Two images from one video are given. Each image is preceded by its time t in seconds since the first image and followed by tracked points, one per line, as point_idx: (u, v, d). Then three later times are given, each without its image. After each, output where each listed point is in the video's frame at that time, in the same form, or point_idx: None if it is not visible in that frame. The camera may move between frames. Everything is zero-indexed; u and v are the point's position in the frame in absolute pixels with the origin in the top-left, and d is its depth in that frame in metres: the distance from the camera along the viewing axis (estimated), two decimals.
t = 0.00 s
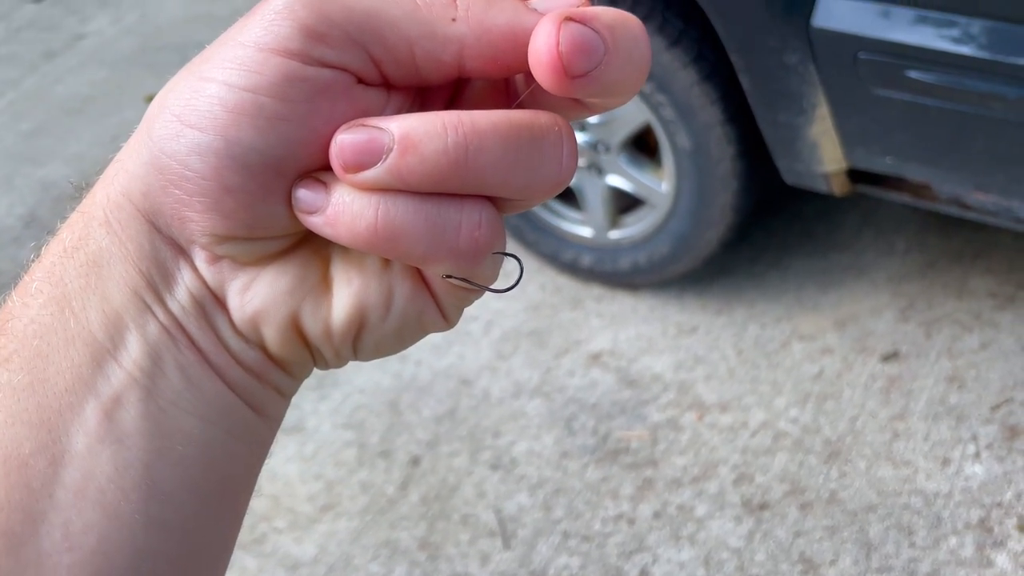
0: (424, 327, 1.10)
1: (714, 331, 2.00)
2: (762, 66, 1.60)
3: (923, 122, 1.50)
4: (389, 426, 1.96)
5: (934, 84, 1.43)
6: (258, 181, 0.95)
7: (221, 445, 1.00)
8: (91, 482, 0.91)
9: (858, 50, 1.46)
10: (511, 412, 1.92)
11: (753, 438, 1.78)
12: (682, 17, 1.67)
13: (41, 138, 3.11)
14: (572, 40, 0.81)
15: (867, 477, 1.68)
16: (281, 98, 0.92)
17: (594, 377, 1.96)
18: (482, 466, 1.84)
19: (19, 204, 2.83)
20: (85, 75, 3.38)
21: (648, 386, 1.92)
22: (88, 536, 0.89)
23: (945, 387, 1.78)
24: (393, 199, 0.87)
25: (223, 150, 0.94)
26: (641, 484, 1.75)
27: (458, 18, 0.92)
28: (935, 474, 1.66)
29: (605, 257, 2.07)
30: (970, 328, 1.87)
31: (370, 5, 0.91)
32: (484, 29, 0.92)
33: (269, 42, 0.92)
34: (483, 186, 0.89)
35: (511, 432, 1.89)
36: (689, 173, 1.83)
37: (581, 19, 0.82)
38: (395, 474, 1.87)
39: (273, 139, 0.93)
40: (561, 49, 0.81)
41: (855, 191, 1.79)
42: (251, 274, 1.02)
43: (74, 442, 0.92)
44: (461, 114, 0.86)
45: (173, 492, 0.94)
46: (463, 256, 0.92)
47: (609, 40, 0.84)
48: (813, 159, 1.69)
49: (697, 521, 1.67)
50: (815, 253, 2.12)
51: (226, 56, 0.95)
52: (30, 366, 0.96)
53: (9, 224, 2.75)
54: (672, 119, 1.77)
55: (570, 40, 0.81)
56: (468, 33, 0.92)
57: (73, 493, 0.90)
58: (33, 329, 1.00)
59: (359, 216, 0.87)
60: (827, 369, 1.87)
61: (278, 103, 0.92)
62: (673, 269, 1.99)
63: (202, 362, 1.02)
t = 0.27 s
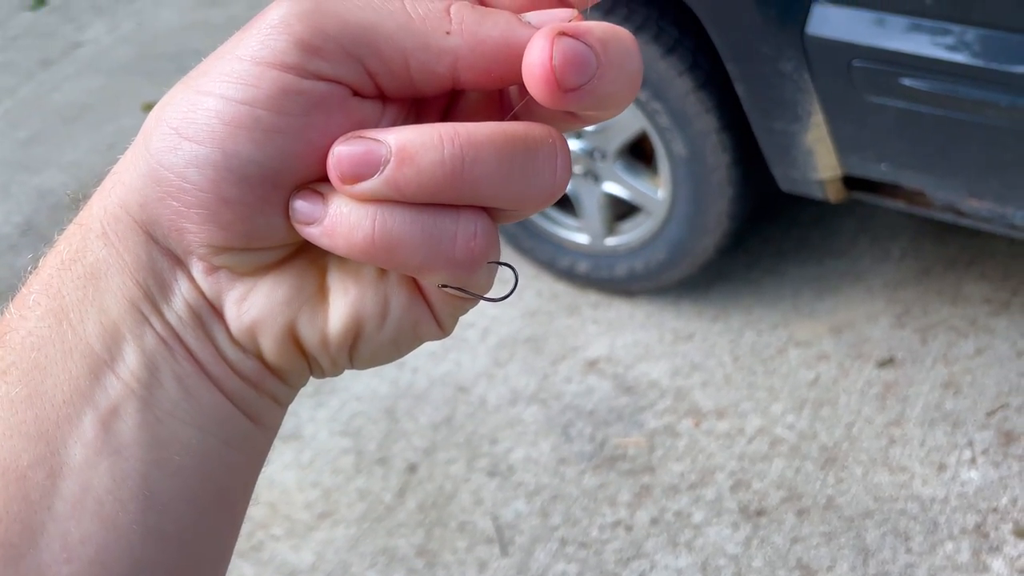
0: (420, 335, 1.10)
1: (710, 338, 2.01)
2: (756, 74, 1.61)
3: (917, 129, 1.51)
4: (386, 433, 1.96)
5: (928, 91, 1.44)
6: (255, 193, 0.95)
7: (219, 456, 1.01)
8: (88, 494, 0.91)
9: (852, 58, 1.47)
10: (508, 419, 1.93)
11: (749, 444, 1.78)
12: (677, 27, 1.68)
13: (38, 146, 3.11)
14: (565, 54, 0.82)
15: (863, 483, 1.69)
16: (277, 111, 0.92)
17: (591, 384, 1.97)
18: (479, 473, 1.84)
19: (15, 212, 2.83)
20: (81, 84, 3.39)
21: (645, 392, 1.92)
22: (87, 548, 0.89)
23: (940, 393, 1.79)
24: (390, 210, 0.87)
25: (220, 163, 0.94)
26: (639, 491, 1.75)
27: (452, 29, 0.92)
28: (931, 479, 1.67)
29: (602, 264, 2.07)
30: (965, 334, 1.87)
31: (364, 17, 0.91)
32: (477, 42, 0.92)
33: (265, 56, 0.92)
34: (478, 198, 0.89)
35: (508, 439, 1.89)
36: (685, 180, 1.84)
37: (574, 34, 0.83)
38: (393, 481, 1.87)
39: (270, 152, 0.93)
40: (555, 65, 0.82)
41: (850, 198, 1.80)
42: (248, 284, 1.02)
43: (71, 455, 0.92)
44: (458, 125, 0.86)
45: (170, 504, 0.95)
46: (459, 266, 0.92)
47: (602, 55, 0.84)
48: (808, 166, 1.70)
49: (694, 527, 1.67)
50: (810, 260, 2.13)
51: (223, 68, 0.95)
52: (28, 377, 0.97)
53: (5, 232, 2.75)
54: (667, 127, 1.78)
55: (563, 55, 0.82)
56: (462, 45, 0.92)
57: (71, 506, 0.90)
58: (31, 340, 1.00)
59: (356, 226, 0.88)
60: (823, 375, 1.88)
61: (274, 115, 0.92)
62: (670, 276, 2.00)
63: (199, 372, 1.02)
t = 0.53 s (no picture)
0: (407, 338, 1.09)
1: (708, 342, 2.00)
2: (754, 78, 1.61)
3: (916, 133, 1.50)
4: (384, 439, 1.95)
5: (926, 95, 1.44)
6: (232, 191, 0.94)
7: (196, 467, 1.00)
8: (60, 511, 0.90)
9: (850, 61, 1.47)
10: (507, 424, 1.92)
11: (748, 449, 1.78)
12: (675, 29, 1.68)
13: (34, 152, 3.11)
14: (551, 43, 0.81)
15: (863, 487, 1.68)
16: (255, 106, 0.91)
17: (589, 388, 1.96)
18: (477, 478, 1.83)
19: (11, 218, 2.82)
20: (77, 89, 3.38)
21: (643, 397, 1.92)
22: (58, 565, 0.88)
23: (940, 396, 1.79)
24: (375, 206, 0.87)
25: (196, 160, 0.94)
26: (638, 496, 1.74)
27: (436, 21, 0.91)
28: (931, 483, 1.66)
29: (600, 268, 2.07)
30: (964, 337, 1.87)
31: (344, 10, 0.90)
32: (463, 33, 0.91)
33: (240, 50, 0.91)
34: (464, 193, 0.89)
35: (506, 445, 1.88)
36: (683, 184, 1.84)
37: (561, 22, 0.82)
38: (390, 487, 1.86)
39: (247, 148, 0.93)
40: (542, 52, 0.81)
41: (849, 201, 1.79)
42: (228, 288, 1.02)
43: (42, 471, 0.91)
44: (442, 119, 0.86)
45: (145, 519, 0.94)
46: (445, 262, 0.92)
47: (591, 44, 0.84)
48: (805, 170, 1.70)
49: (693, 532, 1.67)
50: (808, 263, 2.13)
51: (199, 64, 0.94)
52: None
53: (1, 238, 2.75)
54: (664, 130, 1.78)
55: (551, 42, 0.81)
56: (447, 36, 0.91)
57: (42, 523, 0.89)
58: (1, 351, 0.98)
59: (340, 222, 0.87)
60: (822, 379, 1.87)
61: (251, 111, 0.92)
62: (668, 280, 2.00)
63: (176, 381, 1.02)
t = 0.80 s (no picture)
0: (419, 344, 1.12)
1: (707, 344, 2.00)
2: (751, 80, 1.61)
3: (913, 135, 1.51)
4: (383, 442, 1.95)
5: (923, 97, 1.44)
6: (251, 196, 0.95)
7: (211, 477, 1.00)
8: (74, 524, 0.90)
9: (847, 64, 1.47)
10: (506, 428, 1.92)
11: (748, 451, 1.78)
12: (672, 33, 1.69)
13: (33, 156, 3.11)
14: (570, 53, 0.82)
15: (862, 489, 1.68)
16: (276, 113, 0.92)
17: (588, 391, 1.96)
18: (477, 482, 1.83)
19: (10, 222, 2.82)
20: (76, 94, 3.38)
21: (642, 399, 1.92)
22: None
23: (938, 398, 1.79)
24: (404, 213, 0.86)
25: (217, 167, 0.94)
26: (637, 498, 1.74)
27: (450, 28, 0.92)
28: (930, 485, 1.66)
29: (599, 271, 2.07)
30: (962, 339, 1.87)
31: (362, 17, 0.90)
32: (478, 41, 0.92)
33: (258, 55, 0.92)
34: (486, 202, 0.89)
35: (506, 447, 1.88)
36: (681, 187, 1.84)
37: (577, 34, 0.83)
38: (390, 491, 1.86)
39: (268, 153, 0.93)
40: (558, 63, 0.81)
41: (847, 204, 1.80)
42: (245, 296, 1.02)
43: (54, 484, 0.91)
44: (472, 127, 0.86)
45: (159, 530, 0.94)
46: (471, 270, 0.92)
47: (604, 53, 0.85)
48: (804, 172, 1.70)
49: (693, 534, 1.67)
50: (807, 266, 2.13)
51: (217, 70, 0.95)
52: (9, 403, 0.95)
53: None
54: (663, 133, 1.78)
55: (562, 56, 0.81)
56: (462, 43, 0.91)
57: (54, 538, 0.89)
58: (13, 362, 0.98)
59: (368, 228, 0.86)
60: (821, 381, 1.87)
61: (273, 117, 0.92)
62: (667, 283, 2.00)
63: (190, 391, 1.02)
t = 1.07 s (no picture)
0: (445, 307, 1.24)
1: (703, 347, 2.00)
2: (746, 82, 1.62)
3: (908, 137, 1.51)
4: (380, 445, 1.95)
5: (918, 99, 1.44)
6: (278, 167, 1.08)
7: (210, 479, 1.05)
8: (68, 538, 0.93)
9: (842, 66, 1.48)
10: (502, 430, 1.92)
11: (744, 453, 1.78)
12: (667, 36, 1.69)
13: (28, 160, 3.11)
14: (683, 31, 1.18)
15: (858, 491, 1.68)
16: (309, 86, 1.08)
17: (585, 394, 1.96)
18: (473, 484, 1.83)
19: (6, 226, 2.82)
20: (72, 97, 3.38)
21: (638, 402, 1.92)
22: None
23: (934, 400, 1.79)
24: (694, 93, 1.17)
25: (244, 141, 1.07)
26: (633, 500, 1.74)
27: None
28: (926, 486, 1.66)
29: (595, 273, 2.07)
30: (958, 341, 1.88)
31: None
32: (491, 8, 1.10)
33: (276, 33, 1.06)
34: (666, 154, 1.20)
35: (502, 450, 1.88)
36: (677, 188, 1.84)
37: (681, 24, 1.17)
38: (386, 494, 1.86)
39: (293, 125, 1.08)
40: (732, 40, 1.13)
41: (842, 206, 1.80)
42: (269, 277, 1.12)
43: (48, 496, 0.94)
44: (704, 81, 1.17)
45: (158, 535, 0.98)
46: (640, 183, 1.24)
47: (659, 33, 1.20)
48: (799, 175, 1.70)
49: (689, 536, 1.67)
50: (803, 268, 2.13)
51: (233, 52, 1.08)
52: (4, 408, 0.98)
53: None
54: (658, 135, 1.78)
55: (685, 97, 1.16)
56: (476, 11, 1.10)
57: (47, 551, 0.91)
58: None
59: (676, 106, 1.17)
60: (817, 383, 1.87)
61: (296, 90, 1.07)
62: (663, 285, 2.00)
63: (192, 387, 1.07)
